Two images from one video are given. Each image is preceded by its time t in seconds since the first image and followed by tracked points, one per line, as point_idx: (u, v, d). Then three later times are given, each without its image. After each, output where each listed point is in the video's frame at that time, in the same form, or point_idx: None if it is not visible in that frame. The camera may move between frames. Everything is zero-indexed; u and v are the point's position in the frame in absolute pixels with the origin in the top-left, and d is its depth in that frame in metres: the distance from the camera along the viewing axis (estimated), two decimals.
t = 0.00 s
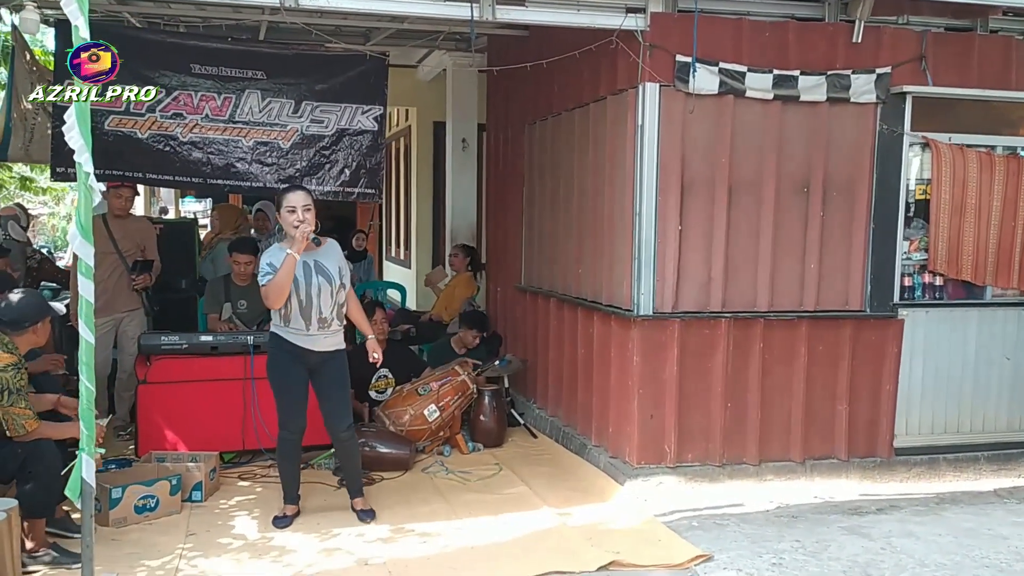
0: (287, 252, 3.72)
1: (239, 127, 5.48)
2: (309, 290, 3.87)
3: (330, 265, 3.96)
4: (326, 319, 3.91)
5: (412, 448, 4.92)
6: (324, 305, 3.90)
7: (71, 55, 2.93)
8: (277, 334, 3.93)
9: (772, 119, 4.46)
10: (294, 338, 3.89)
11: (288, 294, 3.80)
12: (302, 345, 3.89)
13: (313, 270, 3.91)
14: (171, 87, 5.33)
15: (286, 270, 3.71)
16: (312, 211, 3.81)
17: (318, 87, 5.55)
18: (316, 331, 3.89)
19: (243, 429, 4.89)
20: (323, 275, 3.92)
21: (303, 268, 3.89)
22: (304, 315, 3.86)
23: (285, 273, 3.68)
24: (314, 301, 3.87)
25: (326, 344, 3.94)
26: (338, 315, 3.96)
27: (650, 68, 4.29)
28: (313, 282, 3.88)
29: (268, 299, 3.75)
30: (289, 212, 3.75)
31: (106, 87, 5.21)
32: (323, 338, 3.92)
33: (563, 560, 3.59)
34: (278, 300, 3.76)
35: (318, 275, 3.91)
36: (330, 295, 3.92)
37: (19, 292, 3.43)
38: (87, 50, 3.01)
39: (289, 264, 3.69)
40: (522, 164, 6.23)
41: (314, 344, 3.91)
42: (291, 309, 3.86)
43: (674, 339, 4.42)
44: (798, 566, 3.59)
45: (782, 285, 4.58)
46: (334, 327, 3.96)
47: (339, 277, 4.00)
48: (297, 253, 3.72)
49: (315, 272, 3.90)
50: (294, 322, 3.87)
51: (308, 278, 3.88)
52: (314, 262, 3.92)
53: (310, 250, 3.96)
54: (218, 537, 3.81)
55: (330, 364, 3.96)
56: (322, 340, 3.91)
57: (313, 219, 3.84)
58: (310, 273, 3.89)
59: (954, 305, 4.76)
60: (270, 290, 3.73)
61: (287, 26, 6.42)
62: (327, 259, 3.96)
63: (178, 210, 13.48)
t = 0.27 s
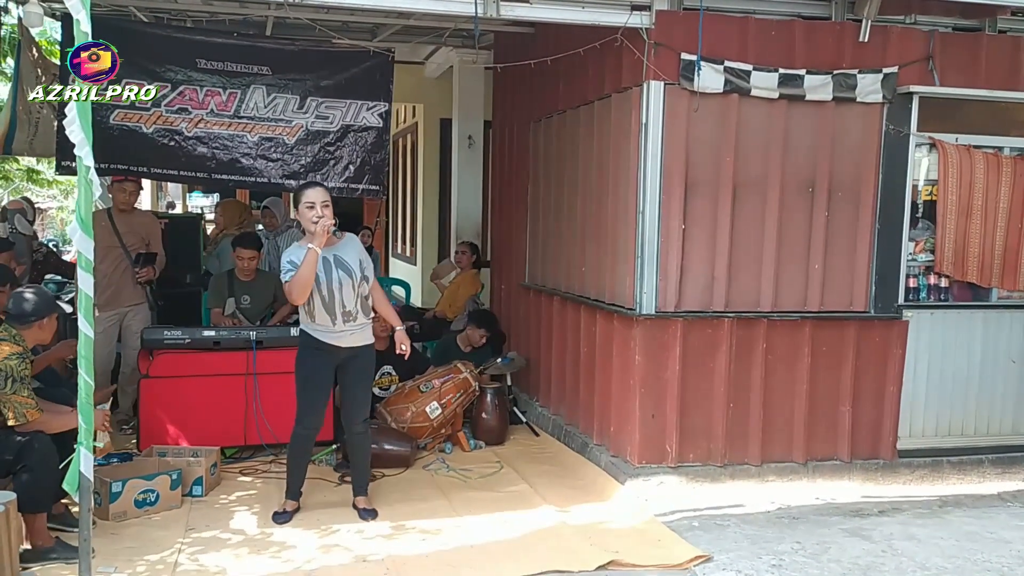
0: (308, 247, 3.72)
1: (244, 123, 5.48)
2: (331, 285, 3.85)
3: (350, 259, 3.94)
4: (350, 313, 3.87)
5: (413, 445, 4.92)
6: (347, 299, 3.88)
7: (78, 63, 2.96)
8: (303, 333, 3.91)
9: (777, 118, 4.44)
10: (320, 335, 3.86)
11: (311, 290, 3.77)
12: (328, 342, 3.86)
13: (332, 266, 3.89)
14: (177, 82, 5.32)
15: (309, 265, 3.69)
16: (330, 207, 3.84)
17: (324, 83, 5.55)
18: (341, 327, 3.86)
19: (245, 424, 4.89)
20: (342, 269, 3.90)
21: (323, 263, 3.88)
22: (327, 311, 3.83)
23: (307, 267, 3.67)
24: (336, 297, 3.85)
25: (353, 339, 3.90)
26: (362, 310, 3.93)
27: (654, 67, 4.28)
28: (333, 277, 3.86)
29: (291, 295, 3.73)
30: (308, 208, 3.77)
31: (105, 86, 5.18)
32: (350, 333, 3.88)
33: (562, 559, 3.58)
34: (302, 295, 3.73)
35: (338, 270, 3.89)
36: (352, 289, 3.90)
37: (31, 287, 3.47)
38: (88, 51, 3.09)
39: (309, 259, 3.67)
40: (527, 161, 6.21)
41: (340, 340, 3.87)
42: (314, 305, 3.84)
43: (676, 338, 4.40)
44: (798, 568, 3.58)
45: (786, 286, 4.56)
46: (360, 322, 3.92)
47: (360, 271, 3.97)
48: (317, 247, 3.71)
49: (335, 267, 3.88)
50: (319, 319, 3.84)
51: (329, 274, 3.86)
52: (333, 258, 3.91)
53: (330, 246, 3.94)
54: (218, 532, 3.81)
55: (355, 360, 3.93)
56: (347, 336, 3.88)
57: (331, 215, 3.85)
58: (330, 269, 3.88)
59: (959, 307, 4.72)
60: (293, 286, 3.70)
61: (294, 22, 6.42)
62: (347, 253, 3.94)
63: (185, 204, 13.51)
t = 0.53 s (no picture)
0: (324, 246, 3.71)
1: (243, 121, 5.46)
2: (347, 285, 3.84)
3: (364, 259, 3.93)
4: (364, 313, 3.86)
5: (413, 444, 4.91)
6: (360, 299, 3.86)
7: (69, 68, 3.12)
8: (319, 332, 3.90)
9: (777, 116, 4.42)
10: (335, 334, 3.85)
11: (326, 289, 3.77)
12: (343, 342, 3.85)
13: (346, 265, 3.88)
14: (176, 80, 5.31)
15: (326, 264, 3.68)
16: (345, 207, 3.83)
17: (323, 81, 5.54)
18: (355, 326, 3.84)
19: (243, 422, 4.88)
20: (356, 269, 3.89)
21: (338, 263, 3.87)
22: (342, 310, 3.82)
23: (323, 266, 3.66)
24: (350, 297, 3.84)
25: (368, 339, 3.88)
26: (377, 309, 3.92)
27: (653, 65, 4.26)
28: (347, 277, 3.85)
29: (308, 294, 3.73)
30: (322, 208, 3.75)
31: (105, 86, 5.18)
32: (365, 333, 3.86)
33: (559, 558, 3.57)
34: (318, 293, 3.73)
35: (352, 270, 3.88)
36: (367, 288, 3.89)
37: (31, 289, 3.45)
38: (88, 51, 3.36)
39: (325, 257, 3.66)
40: (527, 159, 6.19)
41: (355, 340, 3.86)
42: (329, 305, 3.83)
43: (675, 337, 4.39)
44: (796, 568, 3.56)
45: (786, 285, 4.54)
46: (376, 322, 3.91)
47: (375, 270, 3.96)
48: (333, 246, 3.70)
49: (348, 268, 3.87)
50: (333, 320, 3.83)
51: (343, 273, 3.85)
52: (347, 257, 3.90)
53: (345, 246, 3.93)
54: (215, 531, 3.80)
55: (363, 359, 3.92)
56: (362, 336, 3.86)
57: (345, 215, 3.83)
58: (344, 269, 3.87)
59: (960, 306, 4.70)
60: (309, 284, 3.70)
61: (294, 20, 6.41)
62: (362, 253, 3.93)
63: (186, 203, 13.51)
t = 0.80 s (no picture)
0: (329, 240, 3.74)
1: (242, 119, 5.46)
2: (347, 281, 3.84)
3: (367, 257, 3.93)
4: (362, 311, 3.85)
5: (412, 442, 4.90)
6: (360, 296, 3.86)
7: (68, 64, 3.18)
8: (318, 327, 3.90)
9: (776, 112, 4.40)
10: (333, 330, 3.84)
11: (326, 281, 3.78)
12: (340, 339, 3.84)
13: (348, 262, 3.88)
14: (174, 78, 5.30)
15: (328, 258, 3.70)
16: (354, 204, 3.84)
17: (322, 78, 5.52)
18: (353, 324, 3.84)
19: (243, 421, 4.88)
20: (358, 267, 3.89)
21: (340, 260, 3.87)
22: (340, 306, 3.82)
23: (326, 259, 3.68)
24: (349, 293, 3.84)
25: (364, 337, 3.86)
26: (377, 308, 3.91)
27: (651, 61, 4.24)
28: (348, 273, 3.86)
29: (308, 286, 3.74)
30: (332, 204, 3.75)
31: (105, 86, 5.17)
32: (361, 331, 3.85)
33: (557, 556, 3.56)
34: (318, 285, 3.73)
35: (354, 267, 3.88)
36: (367, 287, 3.89)
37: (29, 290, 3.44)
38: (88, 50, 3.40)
39: (329, 251, 3.70)
40: (526, 156, 6.18)
41: (352, 337, 3.85)
42: (329, 300, 3.84)
43: (674, 334, 4.38)
44: (795, 566, 3.55)
45: (786, 281, 4.52)
46: (373, 321, 3.89)
47: (377, 269, 3.96)
48: (338, 241, 3.74)
49: (350, 265, 3.87)
50: (331, 315, 3.83)
51: (344, 269, 3.86)
52: (351, 254, 3.90)
53: (350, 244, 3.93)
54: (213, 530, 3.80)
55: (360, 358, 3.91)
56: (359, 333, 3.85)
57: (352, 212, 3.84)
58: (346, 266, 3.87)
59: (960, 302, 4.69)
60: (309, 276, 3.71)
61: (293, 18, 6.39)
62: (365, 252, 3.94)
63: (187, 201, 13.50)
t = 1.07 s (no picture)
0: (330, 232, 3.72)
1: (243, 117, 5.45)
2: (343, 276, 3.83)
3: (366, 254, 3.93)
4: (355, 306, 3.84)
5: (413, 439, 4.90)
6: (354, 291, 3.85)
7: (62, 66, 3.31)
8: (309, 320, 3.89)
9: (777, 108, 4.39)
10: (324, 324, 3.83)
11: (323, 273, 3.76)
12: (329, 333, 3.83)
13: (346, 257, 3.87)
14: (175, 76, 5.30)
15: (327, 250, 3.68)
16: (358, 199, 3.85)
17: (323, 76, 5.52)
18: (344, 319, 3.83)
19: (244, 419, 4.88)
20: (356, 262, 3.88)
21: (339, 254, 3.87)
22: (333, 300, 3.82)
23: (324, 251, 3.66)
24: (344, 287, 3.83)
25: (353, 334, 3.85)
26: (371, 306, 3.89)
27: (651, 57, 4.23)
28: (345, 268, 3.85)
29: (304, 276, 3.73)
30: (336, 198, 3.79)
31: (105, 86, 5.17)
32: (352, 327, 3.84)
33: (558, 554, 3.56)
34: (314, 276, 3.72)
35: (351, 262, 3.87)
36: (363, 283, 3.87)
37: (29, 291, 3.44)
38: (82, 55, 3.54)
39: (328, 243, 3.67)
40: (528, 153, 6.16)
41: (342, 333, 3.84)
42: (324, 293, 3.83)
43: (675, 331, 4.37)
44: (797, 562, 3.55)
45: (787, 278, 4.51)
46: (365, 318, 3.88)
47: (375, 266, 3.95)
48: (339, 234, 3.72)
49: (347, 259, 3.87)
50: (323, 306, 3.82)
51: (341, 264, 3.85)
52: (349, 249, 3.90)
53: (350, 239, 3.93)
54: (214, 528, 3.80)
55: (348, 355, 3.89)
56: (349, 329, 3.84)
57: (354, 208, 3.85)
58: (343, 260, 3.86)
59: (963, 298, 4.67)
60: (307, 267, 3.70)
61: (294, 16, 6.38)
62: (365, 248, 3.93)
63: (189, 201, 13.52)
